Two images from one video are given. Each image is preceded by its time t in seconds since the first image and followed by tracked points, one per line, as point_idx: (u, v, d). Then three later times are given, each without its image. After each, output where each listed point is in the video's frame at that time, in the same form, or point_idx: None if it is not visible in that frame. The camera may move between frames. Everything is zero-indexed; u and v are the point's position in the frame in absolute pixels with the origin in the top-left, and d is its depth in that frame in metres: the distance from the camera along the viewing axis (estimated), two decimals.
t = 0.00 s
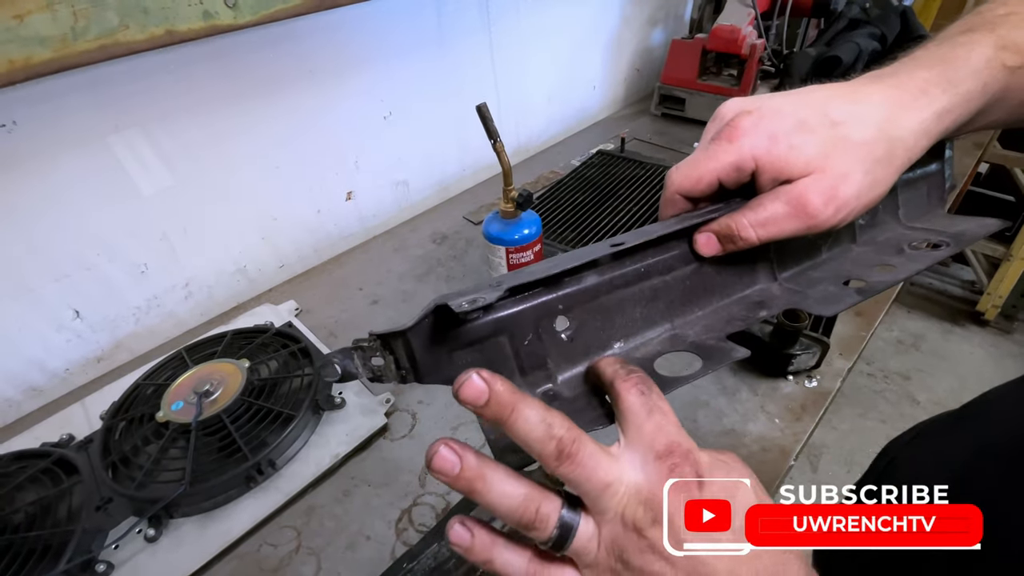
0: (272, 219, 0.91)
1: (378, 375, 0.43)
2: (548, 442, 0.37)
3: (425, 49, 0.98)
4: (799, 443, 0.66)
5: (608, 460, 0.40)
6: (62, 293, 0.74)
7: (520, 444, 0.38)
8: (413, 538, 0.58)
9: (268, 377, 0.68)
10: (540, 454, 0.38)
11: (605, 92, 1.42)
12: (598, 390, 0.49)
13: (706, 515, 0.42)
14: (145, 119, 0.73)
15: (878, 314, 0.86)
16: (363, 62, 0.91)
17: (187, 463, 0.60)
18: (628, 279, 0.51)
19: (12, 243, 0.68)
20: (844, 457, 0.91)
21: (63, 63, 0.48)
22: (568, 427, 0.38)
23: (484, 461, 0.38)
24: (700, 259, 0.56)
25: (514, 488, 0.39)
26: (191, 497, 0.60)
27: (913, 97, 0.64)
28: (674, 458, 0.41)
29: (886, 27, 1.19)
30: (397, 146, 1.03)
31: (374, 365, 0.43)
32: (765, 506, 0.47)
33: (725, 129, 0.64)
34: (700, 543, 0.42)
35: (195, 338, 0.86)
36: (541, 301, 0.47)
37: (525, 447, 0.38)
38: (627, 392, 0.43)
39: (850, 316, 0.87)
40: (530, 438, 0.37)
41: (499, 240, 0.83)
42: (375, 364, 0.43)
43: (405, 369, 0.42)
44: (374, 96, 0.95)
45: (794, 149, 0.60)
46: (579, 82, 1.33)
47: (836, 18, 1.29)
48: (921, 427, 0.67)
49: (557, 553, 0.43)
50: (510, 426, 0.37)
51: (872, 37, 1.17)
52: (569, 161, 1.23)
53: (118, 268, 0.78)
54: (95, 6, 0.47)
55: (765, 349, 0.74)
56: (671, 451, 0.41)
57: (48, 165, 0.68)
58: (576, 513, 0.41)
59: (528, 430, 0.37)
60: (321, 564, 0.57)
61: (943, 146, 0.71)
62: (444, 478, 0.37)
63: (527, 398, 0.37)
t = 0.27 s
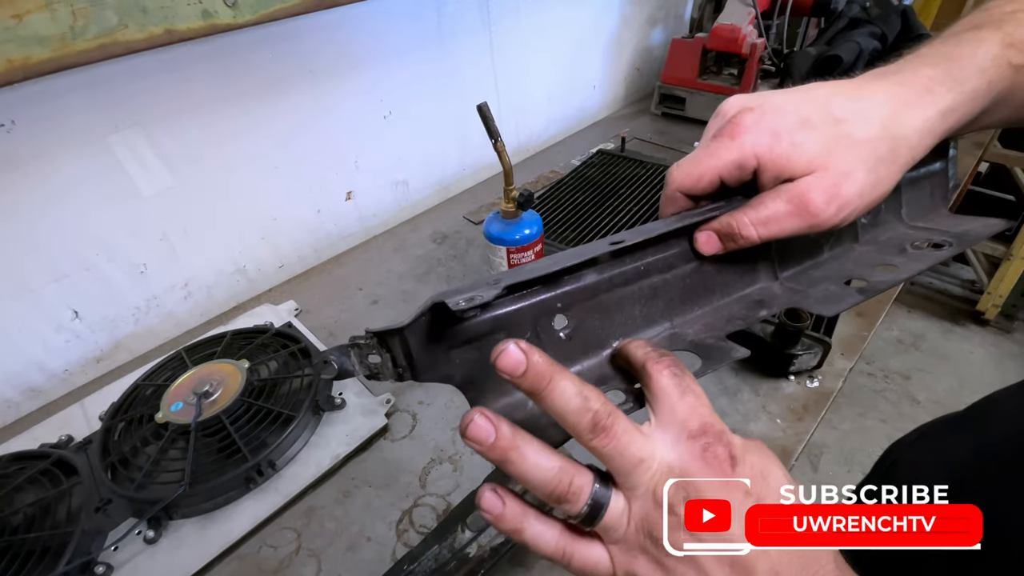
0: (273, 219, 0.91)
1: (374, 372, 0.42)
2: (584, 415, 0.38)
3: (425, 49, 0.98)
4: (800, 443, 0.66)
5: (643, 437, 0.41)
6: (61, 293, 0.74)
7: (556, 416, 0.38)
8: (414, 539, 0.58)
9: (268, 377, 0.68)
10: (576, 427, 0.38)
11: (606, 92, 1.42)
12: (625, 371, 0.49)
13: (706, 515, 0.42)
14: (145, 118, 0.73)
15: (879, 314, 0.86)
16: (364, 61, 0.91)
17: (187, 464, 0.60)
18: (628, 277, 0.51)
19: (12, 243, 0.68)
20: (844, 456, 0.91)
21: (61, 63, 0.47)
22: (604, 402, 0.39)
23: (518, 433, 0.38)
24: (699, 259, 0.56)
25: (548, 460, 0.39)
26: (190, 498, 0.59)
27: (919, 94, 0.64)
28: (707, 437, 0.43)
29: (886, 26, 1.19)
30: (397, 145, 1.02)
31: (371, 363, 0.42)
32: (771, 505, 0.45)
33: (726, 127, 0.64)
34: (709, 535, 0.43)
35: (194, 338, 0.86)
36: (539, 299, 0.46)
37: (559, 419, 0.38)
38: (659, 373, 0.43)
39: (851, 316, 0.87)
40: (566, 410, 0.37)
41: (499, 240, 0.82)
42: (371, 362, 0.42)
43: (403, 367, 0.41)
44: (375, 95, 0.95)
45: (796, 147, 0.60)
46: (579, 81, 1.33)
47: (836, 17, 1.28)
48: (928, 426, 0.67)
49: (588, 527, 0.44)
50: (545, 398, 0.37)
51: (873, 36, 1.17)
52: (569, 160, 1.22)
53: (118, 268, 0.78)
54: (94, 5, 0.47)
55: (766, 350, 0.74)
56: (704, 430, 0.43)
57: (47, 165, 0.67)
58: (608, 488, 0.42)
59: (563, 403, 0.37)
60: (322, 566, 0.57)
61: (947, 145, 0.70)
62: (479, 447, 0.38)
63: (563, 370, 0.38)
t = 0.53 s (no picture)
0: (271, 218, 0.90)
1: (367, 379, 0.43)
2: (605, 407, 0.38)
3: (425, 49, 0.98)
4: (802, 446, 0.66)
5: (663, 430, 0.41)
6: (58, 293, 0.74)
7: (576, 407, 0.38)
8: (412, 542, 0.57)
9: (265, 378, 0.68)
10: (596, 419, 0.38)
11: (606, 92, 1.41)
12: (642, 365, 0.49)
13: (706, 516, 0.42)
14: (142, 116, 0.72)
15: (882, 315, 0.86)
16: (363, 60, 0.90)
17: (183, 465, 0.59)
18: (625, 283, 0.50)
19: (7, 242, 0.67)
20: (845, 458, 0.90)
21: (57, 61, 0.47)
22: (623, 394, 0.38)
23: (537, 424, 0.38)
24: (698, 263, 0.55)
25: (567, 451, 0.39)
26: (187, 499, 0.59)
27: (922, 99, 0.63)
28: (727, 432, 0.43)
29: (888, 26, 1.18)
30: (396, 145, 1.02)
31: (363, 369, 0.42)
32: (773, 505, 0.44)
33: (726, 130, 0.63)
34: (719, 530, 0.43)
35: (192, 338, 0.86)
36: (535, 306, 0.46)
37: (579, 410, 0.38)
38: (678, 368, 0.43)
39: (854, 318, 0.86)
40: (587, 401, 0.37)
41: (499, 240, 0.82)
42: (364, 368, 0.42)
43: (394, 373, 0.42)
44: (374, 95, 0.94)
45: (798, 150, 0.59)
46: (580, 81, 1.32)
47: (839, 17, 1.28)
48: (927, 432, 0.67)
49: (606, 519, 0.43)
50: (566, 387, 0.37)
51: (875, 36, 1.16)
52: (569, 160, 1.22)
53: (115, 267, 0.77)
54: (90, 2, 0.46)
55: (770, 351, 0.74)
56: (725, 424, 0.43)
57: (44, 164, 0.67)
58: (626, 480, 0.42)
59: (584, 393, 0.37)
60: (319, 569, 0.56)
61: (952, 147, 0.70)
62: (497, 437, 0.37)
63: (583, 361, 0.37)
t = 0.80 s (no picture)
0: (269, 217, 0.90)
1: (355, 383, 0.41)
2: (630, 401, 0.37)
3: (424, 46, 0.97)
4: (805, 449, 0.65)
5: (691, 423, 0.40)
6: (53, 292, 0.73)
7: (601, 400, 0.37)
8: (409, 545, 0.57)
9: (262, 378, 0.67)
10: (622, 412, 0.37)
11: (607, 90, 1.40)
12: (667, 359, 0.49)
13: (706, 516, 0.41)
14: (138, 113, 0.71)
15: (886, 316, 0.85)
16: (363, 58, 0.90)
17: (178, 467, 0.59)
18: (622, 284, 0.49)
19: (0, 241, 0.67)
20: (847, 460, 0.89)
21: (51, 57, 0.46)
22: (650, 385, 0.37)
23: (563, 416, 0.38)
24: (698, 265, 0.54)
25: (593, 444, 0.38)
26: (182, 502, 0.58)
27: (933, 92, 0.62)
28: (757, 425, 0.42)
29: (893, 24, 1.17)
30: (395, 143, 1.01)
31: (351, 373, 0.40)
32: (774, 505, 0.42)
33: (727, 126, 0.62)
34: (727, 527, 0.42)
35: (189, 338, 0.85)
36: (529, 308, 0.45)
37: (605, 402, 0.37)
38: (705, 359, 0.43)
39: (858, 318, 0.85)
40: (612, 394, 0.37)
41: (498, 239, 0.81)
42: (352, 372, 0.40)
43: (383, 378, 0.40)
44: (373, 92, 0.93)
45: (801, 148, 0.58)
46: (581, 79, 1.31)
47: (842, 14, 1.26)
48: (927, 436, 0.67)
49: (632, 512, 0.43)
50: (590, 380, 0.36)
51: (878, 33, 1.15)
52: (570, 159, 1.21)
53: (111, 266, 0.76)
54: None
55: (773, 352, 0.73)
56: (754, 418, 0.42)
57: (38, 161, 0.66)
58: (653, 473, 0.41)
59: (609, 386, 0.36)
60: (315, 572, 0.55)
61: (959, 145, 0.69)
62: (522, 430, 0.37)
63: (608, 352, 0.37)
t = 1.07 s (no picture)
0: (263, 214, 0.88)
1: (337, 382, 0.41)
2: (655, 381, 0.36)
3: (421, 41, 0.96)
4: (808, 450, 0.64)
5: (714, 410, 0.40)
6: (43, 291, 0.72)
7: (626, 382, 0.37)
8: (402, 549, 0.56)
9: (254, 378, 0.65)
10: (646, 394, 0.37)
11: (606, 87, 1.39)
12: (686, 349, 0.48)
13: (706, 516, 0.41)
14: (129, 109, 0.70)
15: (888, 315, 0.84)
16: (360, 53, 0.89)
17: (167, 468, 0.57)
18: (613, 283, 0.48)
19: None
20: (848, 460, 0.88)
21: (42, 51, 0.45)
22: (675, 367, 0.37)
23: (586, 398, 0.37)
24: (692, 262, 0.53)
25: (617, 427, 0.38)
26: (171, 504, 0.57)
27: (938, 83, 0.61)
28: (782, 413, 0.42)
29: (895, 21, 1.15)
30: (390, 140, 0.99)
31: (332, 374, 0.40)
32: (772, 505, 0.42)
33: (723, 118, 0.60)
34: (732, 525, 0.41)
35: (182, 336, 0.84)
36: (517, 305, 0.44)
37: (629, 384, 0.37)
38: (726, 346, 0.43)
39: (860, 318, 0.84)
40: (637, 374, 0.36)
41: (494, 236, 0.80)
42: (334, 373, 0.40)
43: (364, 378, 0.40)
44: (368, 87, 0.92)
45: (799, 141, 0.57)
46: (579, 76, 1.30)
47: (845, 11, 1.25)
48: (933, 437, 0.66)
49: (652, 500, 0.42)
50: (615, 360, 0.36)
51: (881, 30, 1.14)
52: (569, 156, 1.20)
53: (102, 264, 0.75)
54: None
55: (774, 351, 0.72)
56: (779, 406, 0.42)
57: (26, 158, 0.65)
58: (677, 461, 0.40)
59: (634, 366, 0.36)
60: None
61: (965, 139, 0.67)
62: (545, 411, 0.36)
63: (634, 333, 0.36)
